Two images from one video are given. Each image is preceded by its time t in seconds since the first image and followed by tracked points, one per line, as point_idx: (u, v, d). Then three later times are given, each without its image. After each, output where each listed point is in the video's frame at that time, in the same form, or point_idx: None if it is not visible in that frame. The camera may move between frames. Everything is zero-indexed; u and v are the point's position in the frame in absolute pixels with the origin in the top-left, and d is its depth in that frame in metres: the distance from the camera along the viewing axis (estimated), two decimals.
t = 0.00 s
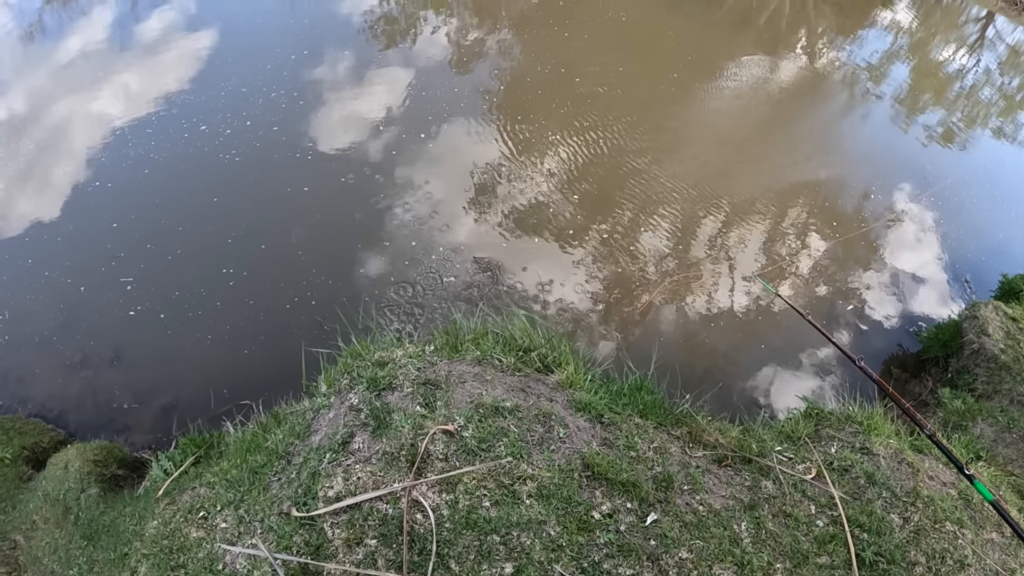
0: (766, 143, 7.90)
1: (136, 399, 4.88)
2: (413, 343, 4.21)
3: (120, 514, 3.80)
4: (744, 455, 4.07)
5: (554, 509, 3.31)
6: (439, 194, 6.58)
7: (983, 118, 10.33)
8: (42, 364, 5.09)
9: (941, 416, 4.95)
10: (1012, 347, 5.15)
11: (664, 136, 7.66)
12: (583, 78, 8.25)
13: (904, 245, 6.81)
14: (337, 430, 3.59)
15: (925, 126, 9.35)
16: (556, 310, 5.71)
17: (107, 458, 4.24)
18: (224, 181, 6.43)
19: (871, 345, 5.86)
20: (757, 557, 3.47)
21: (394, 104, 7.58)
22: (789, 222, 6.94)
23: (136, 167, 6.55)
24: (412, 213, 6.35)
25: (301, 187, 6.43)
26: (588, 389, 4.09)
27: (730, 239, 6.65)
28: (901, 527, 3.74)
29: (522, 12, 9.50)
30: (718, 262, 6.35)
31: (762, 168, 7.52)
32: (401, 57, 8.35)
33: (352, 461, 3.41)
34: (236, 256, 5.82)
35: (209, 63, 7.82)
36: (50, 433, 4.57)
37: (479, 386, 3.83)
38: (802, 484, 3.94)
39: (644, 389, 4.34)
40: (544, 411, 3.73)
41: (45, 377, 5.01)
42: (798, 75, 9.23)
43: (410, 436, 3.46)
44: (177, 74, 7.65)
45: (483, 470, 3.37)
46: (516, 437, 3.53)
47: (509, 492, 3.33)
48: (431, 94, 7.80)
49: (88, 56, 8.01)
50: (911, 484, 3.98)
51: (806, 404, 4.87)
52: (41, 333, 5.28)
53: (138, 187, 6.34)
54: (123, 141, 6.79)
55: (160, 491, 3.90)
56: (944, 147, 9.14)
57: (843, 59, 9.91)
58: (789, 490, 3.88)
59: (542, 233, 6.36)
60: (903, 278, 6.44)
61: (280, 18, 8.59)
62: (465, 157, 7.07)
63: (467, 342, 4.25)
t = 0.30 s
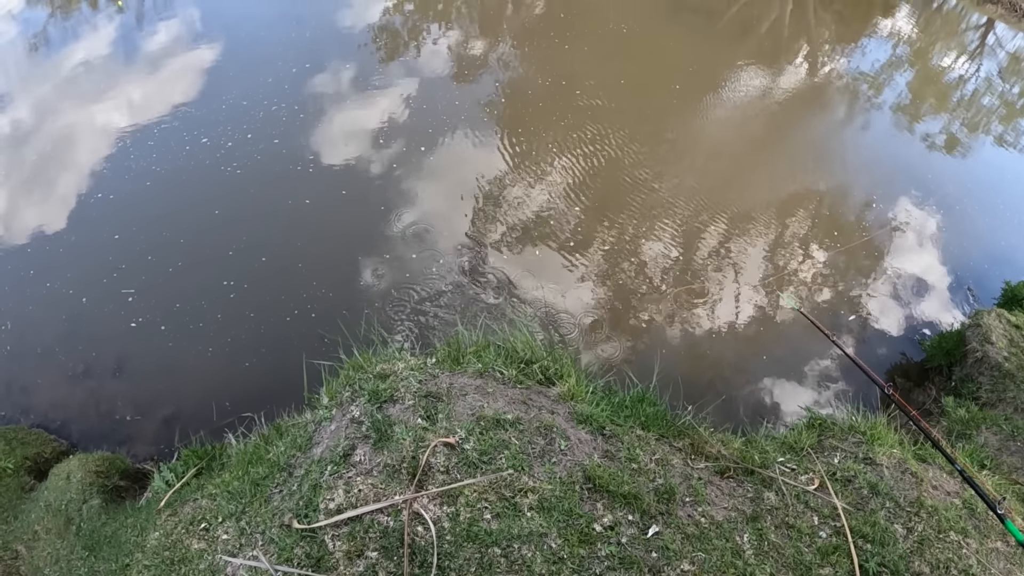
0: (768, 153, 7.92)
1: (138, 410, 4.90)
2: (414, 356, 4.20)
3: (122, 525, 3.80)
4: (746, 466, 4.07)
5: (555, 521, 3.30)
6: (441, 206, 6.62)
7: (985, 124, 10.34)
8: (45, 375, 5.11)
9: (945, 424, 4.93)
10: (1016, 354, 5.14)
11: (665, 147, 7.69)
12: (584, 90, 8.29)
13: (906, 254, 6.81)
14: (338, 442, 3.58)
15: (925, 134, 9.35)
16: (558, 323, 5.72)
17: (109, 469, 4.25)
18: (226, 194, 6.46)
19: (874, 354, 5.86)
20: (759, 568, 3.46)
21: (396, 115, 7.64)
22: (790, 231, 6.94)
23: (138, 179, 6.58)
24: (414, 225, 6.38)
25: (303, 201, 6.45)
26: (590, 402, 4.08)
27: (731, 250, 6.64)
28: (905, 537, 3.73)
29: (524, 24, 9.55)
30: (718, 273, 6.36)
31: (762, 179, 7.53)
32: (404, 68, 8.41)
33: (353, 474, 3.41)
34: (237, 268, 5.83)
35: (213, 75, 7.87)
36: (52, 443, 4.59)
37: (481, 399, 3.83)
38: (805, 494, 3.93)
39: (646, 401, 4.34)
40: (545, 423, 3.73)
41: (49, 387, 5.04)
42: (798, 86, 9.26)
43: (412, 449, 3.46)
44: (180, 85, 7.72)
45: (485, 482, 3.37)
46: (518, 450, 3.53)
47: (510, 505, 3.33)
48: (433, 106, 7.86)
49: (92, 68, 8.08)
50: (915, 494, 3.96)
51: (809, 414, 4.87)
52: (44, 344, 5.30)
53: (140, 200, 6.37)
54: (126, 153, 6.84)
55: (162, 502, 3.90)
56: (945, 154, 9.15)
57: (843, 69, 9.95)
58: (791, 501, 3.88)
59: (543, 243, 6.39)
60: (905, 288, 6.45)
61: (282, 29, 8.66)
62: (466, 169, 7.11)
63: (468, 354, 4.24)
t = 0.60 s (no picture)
0: (768, 166, 7.96)
1: (145, 432, 4.88)
2: (423, 384, 4.24)
3: (134, 550, 3.86)
4: (752, 491, 4.09)
5: (565, 553, 3.35)
6: (445, 218, 6.58)
7: (986, 131, 10.42)
8: (51, 396, 5.10)
9: (950, 442, 4.99)
10: (1020, 370, 5.19)
11: (667, 160, 7.72)
12: (587, 103, 8.30)
13: (910, 267, 6.83)
14: (350, 473, 3.63)
15: (926, 142, 9.38)
16: (563, 338, 5.72)
17: (119, 493, 4.28)
18: (230, 213, 6.43)
19: (879, 365, 5.85)
20: None
21: (399, 128, 7.64)
22: (794, 246, 6.93)
23: (142, 198, 6.52)
24: (416, 238, 6.33)
25: (307, 221, 6.38)
26: (598, 430, 4.12)
27: (736, 265, 6.63)
28: (909, 560, 3.80)
29: (526, 38, 9.61)
30: (723, 287, 6.35)
31: (765, 195, 7.53)
32: (409, 78, 8.40)
33: (366, 505, 3.46)
34: (241, 289, 5.76)
35: (216, 87, 7.88)
36: (61, 464, 4.58)
37: (491, 429, 3.87)
38: (810, 519, 3.96)
39: (653, 427, 4.37)
40: (555, 454, 3.77)
41: (55, 408, 5.02)
42: (798, 98, 9.31)
43: (423, 481, 3.52)
44: (184, 96, 7.70)
45: (496, 514, 3.42)
46: (528, 482, 3.58)
47: (521, 536, 3.37)
48: (438, 116, 7.88)
49: (97, 79, 8.08)
50: (918, 517, 4.02)
51: (815, 434, 4.92)
52: (50, 363, 5.28)
53: (144, 220, 6.31)
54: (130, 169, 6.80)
55: (173, 529, 3.91)
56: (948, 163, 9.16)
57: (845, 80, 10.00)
58: (797, 526, 3.91)
59: (548, 256, 6.37)
60: (911, 299, 6.48)
61: (286, 40, 8.67)
62: (469, 180, 7.07)
63: (477, 382, 4.28)
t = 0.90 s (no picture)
0: (769, 177, 8.01)
1: (154, 448, 4.76)
2: (434, 404, 4.29)
3: (145, 570, 3.83)
4: (760, 508, 4.12)
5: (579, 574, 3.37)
6: (450, 223, 6.48)
7: (988, 136, 10.47)
8: (58, 412, 4.94)
9: (954, 453, 5.00)
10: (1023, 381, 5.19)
11: (669, 170, 7.75)
12: (589, 115, 8.35)
13: (915, 277, 6.88)
14: (363, 495, 3.68)
15: (928, 148, 9.45)
16: (576, 346, 5.60)
17: (129, 511, 4.23)
18: (235, 225, 6.26)
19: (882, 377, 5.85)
20: None
21: (400, 135, 7.54)
22: (798, 256, 6.93)
23: (145, 213, 6.32)
24: (421, 244, 6.22)
25: (313, 238, 6.19)
26: (608, 450, 4.17)
27: (742, 274, 6.60)
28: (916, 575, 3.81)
29: (528, 48, 9.68)
30: (731, 297, 6.31)
31: (769, 207, 7.54)
32: (412, 88, 8.39)
33: (380, 528, 3.50)
34: (248, 307, 5.60)
35: (220, 96, 7.82)
36: (69, 481, 4.50)
37: (502, 450, 3.91)
38: (817, 535, 3.98)
39: (661, 444, 4.43)
40: (566, 474, 3.81)
41: (63, 424, 4.87)
42: (797, 108, 9.38)
43: (437, 503, 3.55)
44: (188, 106, 7.66)
45: (509, 536, 3.44)
46: (541, 503, 3.61)
47: (534, 558, 3.39)
48: (442, 123, 7.84)
49: (100, 89, 8.03)
50: (924, 530, 4.04)
51: (821, 448, 4.94)
52: (54, 380, 5.10)
53: (148, 236, 6.11)
54: (132, 185, 6.61)
55: (185, 547, 3.90)
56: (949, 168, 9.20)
57: (845, 89, 10.07)
58: (804, 542, 3.93)
59: (559, 264, 6.26)
60: (914, 309, 6.52)
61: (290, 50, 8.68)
62: (474, 188, 6.95)
63: (487, 403, 4.34)
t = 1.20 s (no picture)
0: (768, 184, 8.02)
1: (154, 461, 4.74)
2: (435, 418, 4.29)
3: None
4: (762, 519, 4.10)
5: None
6: (451, 232, 6.48)
7: (987, 140, 10.50)
8: (59, 423, 4.93)
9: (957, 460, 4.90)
10: None
11: (669, 179, 7.76)
12: (589, 123, 8.38)
13: (916, 282, 6.89)
14: (365, 510, 3.67)
15: (928, 152, 9.47)
16: (578, 357, 5.58)
17: (130, 524, 4.20)
18: (234, 237, 6.26)
19: (884, 384, 5.83)
20: None
21: (400, 144, 7.56)
22: (799, 264, 6.93)
23: (144, 225, 6.33)
24: (422, 254, 6.24)
25: (312, 250, 6.18)
26: (610, 462, 4.17)
27: (743, 282, 6.59)
28: None
29: (527, 57, 9.75)
30: (732, 306, 6.30)
31: (769, 214, 7.54)
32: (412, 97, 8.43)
33: (382, 542, 3.49)
34: (248, 319, 5.59)
35: (221, 106, 7.84)
36: (71, 493, 4.48)
37: (504, 464, 3.91)
38: (820, 546, 3.97)
39: (663, 456, 4.43)
40: (568, 488, 3.80)
41: (64, 435, 4.86)
42: (796, 116, 9.39)
43: (439, 518, 3.55)
44: (188, 115, 7.68)
45: (511, 551, 3.42)
46: (542, 517, 3.60)
47: (537, 573, 3.37)
48: (442, 132, 7.87)
49: (101, 98, 8.07)
50: (927, 539, 4.03)
51: (824, 458, 4.93)
52: (54, 392, 5.09)
53: (148, 248, 6.11)
54: (131, 195, 6.62)
55: (187, 560, 3.88)
56: (950, 171, 9.21)
57: (843, 95, 10.12)
58: (807, 553, 3.91)
59: (561, 273, 6.27)
60: (916, 315, 6.51)
61: (290, 59, 8.73)
62: (472, 196, 6.95)
63: (489, 416, 4.33)
